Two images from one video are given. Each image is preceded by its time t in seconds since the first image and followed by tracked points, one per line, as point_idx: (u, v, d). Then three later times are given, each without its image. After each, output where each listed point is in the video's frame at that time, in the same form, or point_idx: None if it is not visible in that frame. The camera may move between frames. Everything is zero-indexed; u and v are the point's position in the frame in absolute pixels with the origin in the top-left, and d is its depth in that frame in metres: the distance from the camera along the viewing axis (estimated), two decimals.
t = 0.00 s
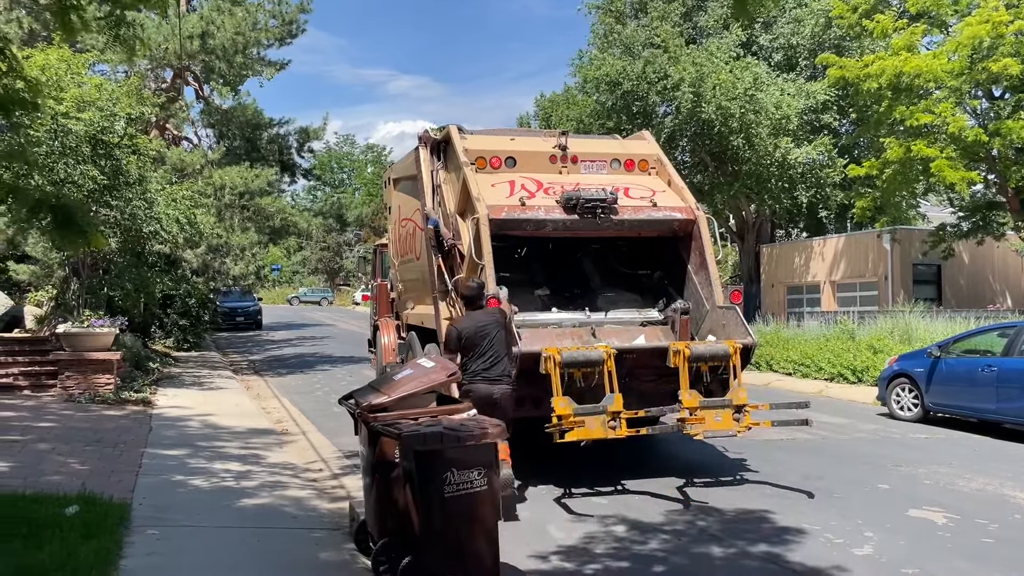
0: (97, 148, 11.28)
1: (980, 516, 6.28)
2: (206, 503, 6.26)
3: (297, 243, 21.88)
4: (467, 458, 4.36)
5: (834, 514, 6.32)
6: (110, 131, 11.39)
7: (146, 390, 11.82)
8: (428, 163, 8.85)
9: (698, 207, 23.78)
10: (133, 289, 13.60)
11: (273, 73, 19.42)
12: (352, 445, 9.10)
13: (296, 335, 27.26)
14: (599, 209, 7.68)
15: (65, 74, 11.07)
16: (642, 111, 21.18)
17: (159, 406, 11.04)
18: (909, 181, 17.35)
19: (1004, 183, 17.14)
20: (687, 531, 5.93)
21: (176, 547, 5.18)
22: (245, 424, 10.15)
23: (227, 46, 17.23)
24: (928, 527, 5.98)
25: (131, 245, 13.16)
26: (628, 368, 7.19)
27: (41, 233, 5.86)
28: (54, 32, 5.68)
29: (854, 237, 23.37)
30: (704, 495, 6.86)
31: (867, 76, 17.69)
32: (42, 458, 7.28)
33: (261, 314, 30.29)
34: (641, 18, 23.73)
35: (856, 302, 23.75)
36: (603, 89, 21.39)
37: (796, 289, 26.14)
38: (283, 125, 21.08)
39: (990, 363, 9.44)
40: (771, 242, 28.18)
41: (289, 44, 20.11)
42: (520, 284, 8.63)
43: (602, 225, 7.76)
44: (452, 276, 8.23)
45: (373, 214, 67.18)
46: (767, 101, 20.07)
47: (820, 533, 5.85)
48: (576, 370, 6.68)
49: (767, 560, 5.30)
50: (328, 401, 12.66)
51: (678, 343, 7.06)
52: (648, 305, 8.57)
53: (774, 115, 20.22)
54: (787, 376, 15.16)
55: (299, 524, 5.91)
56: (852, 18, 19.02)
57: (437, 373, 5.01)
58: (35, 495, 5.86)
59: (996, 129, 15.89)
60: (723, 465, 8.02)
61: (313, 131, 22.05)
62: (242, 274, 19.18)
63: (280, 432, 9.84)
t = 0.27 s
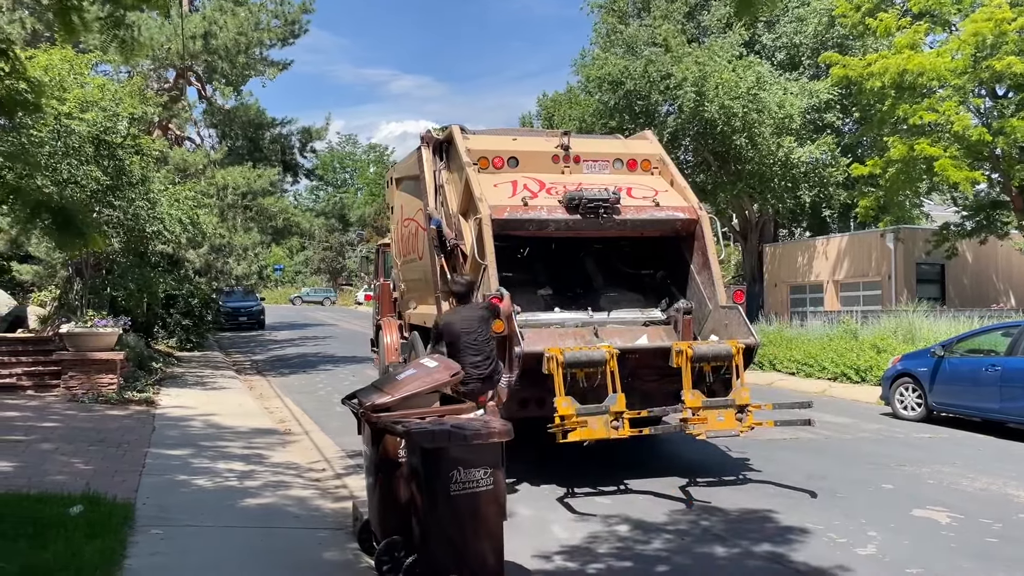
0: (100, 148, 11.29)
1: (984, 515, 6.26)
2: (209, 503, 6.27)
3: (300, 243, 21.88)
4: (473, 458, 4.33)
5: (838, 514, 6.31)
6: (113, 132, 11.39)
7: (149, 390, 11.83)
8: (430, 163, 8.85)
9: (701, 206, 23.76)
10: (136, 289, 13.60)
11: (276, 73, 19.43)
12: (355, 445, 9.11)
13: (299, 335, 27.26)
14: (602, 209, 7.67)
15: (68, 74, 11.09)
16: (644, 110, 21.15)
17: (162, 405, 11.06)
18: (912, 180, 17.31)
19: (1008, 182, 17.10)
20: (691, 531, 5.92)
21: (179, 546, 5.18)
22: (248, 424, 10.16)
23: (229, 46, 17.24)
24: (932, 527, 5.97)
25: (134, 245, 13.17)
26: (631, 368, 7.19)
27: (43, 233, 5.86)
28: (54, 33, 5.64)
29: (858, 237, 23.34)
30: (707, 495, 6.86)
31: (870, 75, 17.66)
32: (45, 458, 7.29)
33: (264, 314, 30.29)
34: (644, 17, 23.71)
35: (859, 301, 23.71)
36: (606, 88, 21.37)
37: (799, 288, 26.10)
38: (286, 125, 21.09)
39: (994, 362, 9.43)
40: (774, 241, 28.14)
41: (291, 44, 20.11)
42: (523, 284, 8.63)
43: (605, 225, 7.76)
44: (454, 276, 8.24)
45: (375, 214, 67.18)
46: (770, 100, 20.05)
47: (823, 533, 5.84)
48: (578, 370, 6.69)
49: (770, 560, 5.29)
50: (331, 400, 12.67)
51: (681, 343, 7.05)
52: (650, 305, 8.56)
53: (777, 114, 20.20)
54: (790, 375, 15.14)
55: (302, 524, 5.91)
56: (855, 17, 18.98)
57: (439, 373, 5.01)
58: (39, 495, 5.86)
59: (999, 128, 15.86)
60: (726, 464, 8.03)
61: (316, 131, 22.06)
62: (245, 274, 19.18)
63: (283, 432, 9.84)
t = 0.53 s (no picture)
0: (103, 148, 11.31)
1: (987, 515, 6.25)
2: (213, 503, 6.27)
3: (302, 243, 21.90)
4: (476, 458, 4.33)
5: (841, 513, 6.30)
6: (116, 132, 11.41)
7: (152, 390, 11.85)
8: (432, 163, 8.86)
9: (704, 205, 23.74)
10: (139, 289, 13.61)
11: (278, 73, 19.44)
12: (358, 444, 9.11)
13: (301, 335, 27.27)
14: (603, 209, 7.67)
15: (71, 75, 11.12)
16: (646, 109, 21.13)
17: (165, 405, 11.07)
18: (915, 178, 17.28)
19: (1012, 181, 17.06)
20: (693, 530, 5.92)
21: (183, 546, 5.19)
22: (251, 423, 10.18)
23: (232, 46, 17.25)
24: (935, 526, 5.96)
25: (137, 245, 13.18)
26: (631, 367, 7.18)
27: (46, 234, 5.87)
28: (55, 33, 5.67)
29: (861, 235, 23.30)
30: (709, 494, 6.86)
31: (872, 74, 17.63)
32: (49, 458, 7.30)
33: (267, 313, 30.31)
34: (646, 16, 23.69)
35: (863, 300, 23.67)
36: (608, 87, 21.35)
37: (802, 288, 26.06)
38: (288, 125, 21.10)
39: (997, 361, 9.41)
40: (776, 240, 28.11)
41: (293, 44, 20.13)
42: (524, 284, 8.64)
43: (605, 224, 7.75)
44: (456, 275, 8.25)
45: (377, 214, 67.20)
46: (772, 99, 20.03)
47: (826, 532, 5.83)
48: (579, 369, 6.69)
49: (773, 559, 5.29)
50: (334, 400, 12.67)
51: (681, 341, 7.04)
52: (651, 304, 8.56)
53: (780, 112, 20.18)
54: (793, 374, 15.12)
55: (305, 523, 5.91)
56: (858, 15, 18.94)
57: (443, 373, 5.01)
58: (43, 495, 5.87)
59: (1002, 126, 15.82)
60: (727, 462, 8.03)
61: (318, 130, 22.08)
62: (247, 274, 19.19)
63: (286, 432, 9.85)
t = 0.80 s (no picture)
0: (106, 148, 11.34)
1: (991, 514, 6.24)
2: (216, 502, 6.28)
3: (305, 242, 21.92)
4: (478, 456, 4.32)
5: (844, 512, 6.30)
6: (119, 132, 11.43)
7: (156, 390, 11.87)
8: (434, 162, 8.86)
9: (706, 204, 23.72)
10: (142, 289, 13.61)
11: (281, 73, 19.46)
12: (361, 444, 9.12)
13: (304, 334, 27.30)
14: (604, 208, 7.67)
15: (74, 75, 11.14)
16: (649, 108, 21.11)
17: (168, 405, 11.09)
18: (918, 177, 17.25)
19: (1015, 179, 17.02)
20: (696, 529, 5.92)
21: (186, 545, 5.20)
22: (254, 423, 10.19)
23: (234, 46, 17.27)
24: (939, 525, 5.95)
25: (140, 245, 13.19)
26: (633, 366, 7.18)
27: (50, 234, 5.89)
28: (59, 34, 5.68)
29: (864, 234, 23.27)
30: (712, 493, 6.86)
31: (875, 72, 17.61)
32: (53, 458, 7.31)
33: (270, 313, 30.34)
34: (648, 15, 23.66)
35: (866, 299, 23.66)
36: (610, 86, 21.35)
37: (805, 286, 26.04)
38: (291, 124, 21.12)
39: (1001, 360, 9.40)
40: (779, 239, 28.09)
41: (296, 44, 20.14)
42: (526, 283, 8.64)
43: (607, 223, 7.76)
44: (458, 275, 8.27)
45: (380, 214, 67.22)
46: (775, 97, 20.02)
47: (830, 531, 5.83)
48: (580, 367, 6.69)
49: (776, 558, 5.29)
50: (337, 399, 12.69)
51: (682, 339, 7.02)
52: (653, 304, 8.56)
53: (782, 111, 20.16)
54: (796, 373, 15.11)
55: (308, 523, 5.92)
56: (860, 14, 18.91)
57: (445, 372, 5.01)
58: (48, 495, 5.88)
59: (1006, 124, 15.79)
60: (728, 460, 8.04)
61: (321, 130, 22.09)
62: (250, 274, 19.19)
63: (289, 431, 9.86)
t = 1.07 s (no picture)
0: (109, 148, 11.36)
1: (994, 512, 6.23)
2: (219, 501, 6.29)
3: (307, 242, 21.93)
4: (480, 455, 4.32)
5: (847, 510, 6.29)
6: (121, 131, 11.44)
7: (159, 389, 11.88)
8: (436, 161, 8.87)
9: (709, 203, 23.70)
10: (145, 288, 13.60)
11: (283, 72, 19.46)
12: (363, 443, 9.12)
13: (307, 334, 27.31)
14: (605, 207, 7.68)
15: (76, 75, 11.16)
16: (651, 106, 21.10)
17: (172, 404, 11.10)
18: (921, 175, 17.24)
19: (1019, 177, 16.98)
20: (699, 527, 5.91)
21: (190, 544, 5.20)
22: (257, 422, 10.20)
23: (236, 45, 17.28)
24: (942, 523, 5.94)
25: (142, 244, 13.20)
26: (633, 365, 7.17)
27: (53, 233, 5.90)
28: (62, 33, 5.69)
29: (866, 232, 23.24)
30: (714, 492, 6.85)
31: (877, 70, 17.58)
32: (56, 457, 7.32)
33: (273, 312, 30.37)
34: (650, 13, 23.65)
35: (869, 297, 23.63)
36: (612, 85, 21.34)
37: (807, 285, 26.01)
38: (293, 124, 21.12)
39: (1004, 357, 9.38)
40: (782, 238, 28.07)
41: (298, 44, 20.14)
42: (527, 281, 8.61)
43: (607, 222, 7.76)
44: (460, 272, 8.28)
45: (382, 213, 67.20)
46: (777, 95, 20.00)
47: (833, 529, 5.82)
48: (581, 366, 6.67)
49: (779, 557, 5.28)
50: (340, 398, 12.69)
51: (682, 337, 7.02)
52: (654, 302, 8.56)
53: (784, 109, 20.15)
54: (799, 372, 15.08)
55: (311, 522, 5.92)
56: (863, 12, 18.87)
57: (448, 370, 5.00)
58: (51, 494, 5.88)
59: (1009, 122, 15.76)
60: (728, 458, 8.04)
61: (323, 129, 22.09)
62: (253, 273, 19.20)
63: (291, 430, 9.87)
